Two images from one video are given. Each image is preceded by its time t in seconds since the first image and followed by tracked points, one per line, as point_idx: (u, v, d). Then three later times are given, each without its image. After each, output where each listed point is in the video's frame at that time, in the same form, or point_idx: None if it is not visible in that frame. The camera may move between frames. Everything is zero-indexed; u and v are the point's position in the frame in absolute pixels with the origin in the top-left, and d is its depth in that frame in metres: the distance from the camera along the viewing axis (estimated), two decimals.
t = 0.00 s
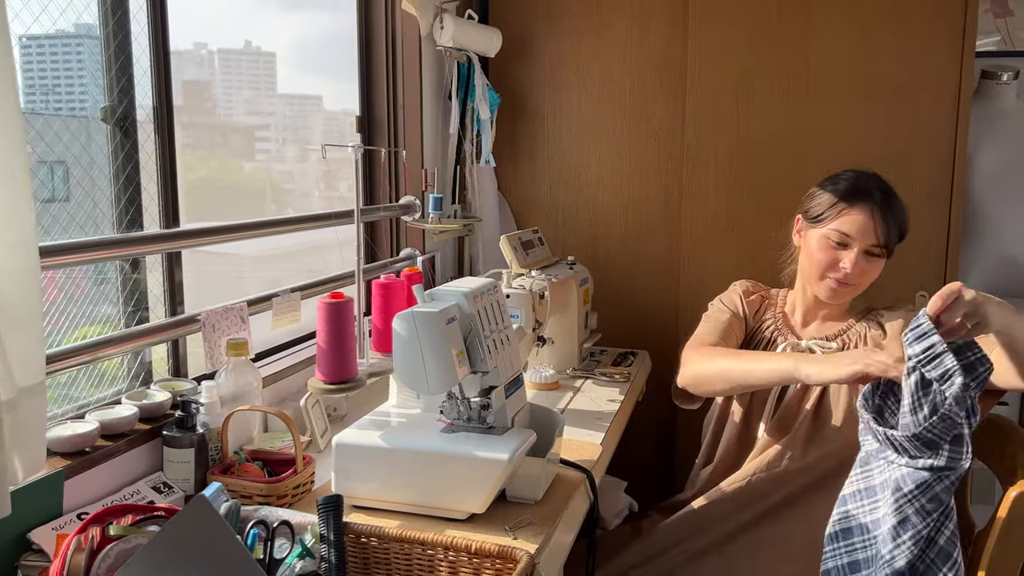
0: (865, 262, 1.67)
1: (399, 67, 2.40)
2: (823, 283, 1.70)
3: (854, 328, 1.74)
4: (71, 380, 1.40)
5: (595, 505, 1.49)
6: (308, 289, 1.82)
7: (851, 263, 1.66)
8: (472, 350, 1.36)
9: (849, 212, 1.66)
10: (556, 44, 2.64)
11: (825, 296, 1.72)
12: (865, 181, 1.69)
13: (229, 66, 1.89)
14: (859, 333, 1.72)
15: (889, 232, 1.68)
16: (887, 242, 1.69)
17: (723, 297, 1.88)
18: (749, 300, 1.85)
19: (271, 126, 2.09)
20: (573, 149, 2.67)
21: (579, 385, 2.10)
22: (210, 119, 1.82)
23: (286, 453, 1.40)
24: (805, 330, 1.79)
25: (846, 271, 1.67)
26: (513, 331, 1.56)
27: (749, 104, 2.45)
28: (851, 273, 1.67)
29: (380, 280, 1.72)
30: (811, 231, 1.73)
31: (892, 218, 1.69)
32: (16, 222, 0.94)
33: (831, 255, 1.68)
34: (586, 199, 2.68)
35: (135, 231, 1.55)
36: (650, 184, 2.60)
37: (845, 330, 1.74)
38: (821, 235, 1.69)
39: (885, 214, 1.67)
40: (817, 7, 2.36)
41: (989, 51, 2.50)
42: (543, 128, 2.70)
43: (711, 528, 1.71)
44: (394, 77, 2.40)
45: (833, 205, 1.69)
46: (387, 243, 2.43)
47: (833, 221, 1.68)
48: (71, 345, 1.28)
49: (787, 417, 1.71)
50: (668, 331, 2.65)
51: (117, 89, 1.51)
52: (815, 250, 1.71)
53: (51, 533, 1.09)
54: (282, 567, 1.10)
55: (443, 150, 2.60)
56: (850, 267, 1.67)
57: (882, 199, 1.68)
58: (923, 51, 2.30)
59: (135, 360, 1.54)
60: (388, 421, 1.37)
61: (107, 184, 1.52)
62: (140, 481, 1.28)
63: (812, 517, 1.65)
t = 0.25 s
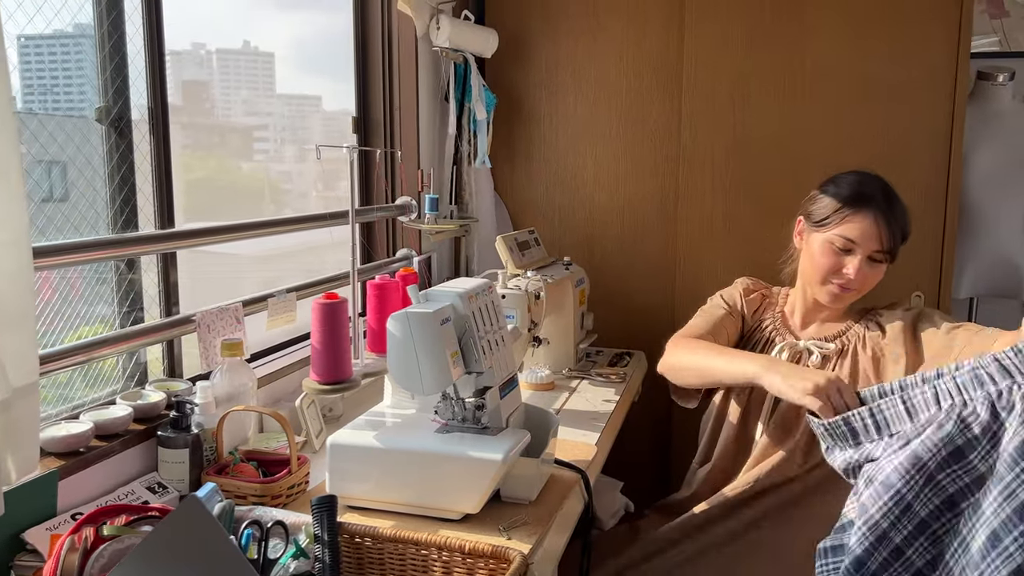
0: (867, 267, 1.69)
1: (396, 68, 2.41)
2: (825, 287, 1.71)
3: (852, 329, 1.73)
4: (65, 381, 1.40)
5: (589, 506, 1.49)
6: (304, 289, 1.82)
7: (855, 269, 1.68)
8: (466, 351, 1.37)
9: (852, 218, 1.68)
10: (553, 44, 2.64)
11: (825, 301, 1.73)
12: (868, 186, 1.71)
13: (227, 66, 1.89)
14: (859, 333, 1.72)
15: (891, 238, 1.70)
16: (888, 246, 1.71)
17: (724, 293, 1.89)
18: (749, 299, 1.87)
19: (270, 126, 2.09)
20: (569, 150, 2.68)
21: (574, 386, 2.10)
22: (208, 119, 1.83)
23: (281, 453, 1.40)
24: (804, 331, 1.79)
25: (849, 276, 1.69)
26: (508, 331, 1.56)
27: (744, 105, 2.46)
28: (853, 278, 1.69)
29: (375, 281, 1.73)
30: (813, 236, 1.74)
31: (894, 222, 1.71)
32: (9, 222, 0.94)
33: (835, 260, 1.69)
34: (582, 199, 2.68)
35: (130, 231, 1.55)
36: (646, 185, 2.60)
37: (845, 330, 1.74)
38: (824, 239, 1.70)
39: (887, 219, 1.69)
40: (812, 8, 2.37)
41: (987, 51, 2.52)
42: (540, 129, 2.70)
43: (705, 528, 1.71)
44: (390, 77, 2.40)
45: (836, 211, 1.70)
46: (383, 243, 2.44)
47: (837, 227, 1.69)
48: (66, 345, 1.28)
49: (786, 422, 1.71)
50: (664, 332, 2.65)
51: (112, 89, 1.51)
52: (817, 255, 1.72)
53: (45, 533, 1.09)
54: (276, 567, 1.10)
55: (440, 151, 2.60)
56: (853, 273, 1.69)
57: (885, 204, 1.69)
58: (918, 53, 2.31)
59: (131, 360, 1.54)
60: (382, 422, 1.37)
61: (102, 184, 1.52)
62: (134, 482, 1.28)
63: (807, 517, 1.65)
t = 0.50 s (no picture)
0: (867, 276, 1.67)
1: (392, 68, 2.41)
2: (824, 293, 1.71)
3: (852, 333, 1.73)
4: (62, 381, 1.41)
5: (585, 506, 1.50)
6: (301, 289, 1.83)
7: (855, 277, 1.66)
8: (462, 351, 1.37)
9: (854, 227, 1.66)
10: (549, 45, 2.64)
11: (825, 306, 1.73)
12: (873, 195, 1.68)
13: (225, 67, 1.90)
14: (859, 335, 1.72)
15: (894, 249, 1.68)
16: (890, 257, 1.69)
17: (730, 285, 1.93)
18: (754, 295, 1.91)
19: (268, 126, 2.09)
20: (565, 151, 2.68)
21: (571, 386, 2.11)
22: (205, 119, 1.83)
23: (277, 454, 1.40)
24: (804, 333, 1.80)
25: (848, 284, 1.67)
26: (504, 332, 1.56)
27: (740, 107, 2.46)
28: (852, 287, 1.67)
29: (371, 282, 1.73)
30: (815, 241, 1.72)
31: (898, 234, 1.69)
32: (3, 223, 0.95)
33: (835, 267, 1.68)
34: (579, 199, 2.69)
35: (126, 231, 1.55)
36: (642, 186, 2.61)
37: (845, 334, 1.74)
38: (825, 247, 1.69)
39: (890, 230, 1.67)
40: (807, 9, 2.38)
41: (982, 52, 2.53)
42: (536, 130, 2.70)
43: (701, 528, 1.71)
44: (387, 78, 2.41)
45: (839, 218, 1.69)
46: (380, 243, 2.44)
47: (839, 235, 1.68)
48: (62, 345, 1.29)
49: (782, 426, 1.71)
50: (660, 332, 2.66)
51: (108, 91, 1.51)
52: (818, 261, 1.71)
53: (41, 533, 1.09)
54: (271, 567, 1.11)
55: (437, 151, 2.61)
56: (853, 282, 1.67)
57: (888, 214, 1.67)
58: (914, 55, 2.31)
59: (127, 361, 1.54)
60: (378, 422, 1.38)
61: (98, 185, 1.52)
62: (130, 482, 1.28)
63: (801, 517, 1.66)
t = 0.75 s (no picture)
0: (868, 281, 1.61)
1: (389, 69, 2.41)
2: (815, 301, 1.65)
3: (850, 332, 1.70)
4: (58, 382, 1.41)
5: (580, 505, 1.50)
6: (298, 290, 1.83)
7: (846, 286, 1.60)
8: (457, 352, 1.38)
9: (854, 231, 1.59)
10: (546, 45, 2.65)
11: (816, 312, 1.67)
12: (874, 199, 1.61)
13: (224, 66, 1.90)
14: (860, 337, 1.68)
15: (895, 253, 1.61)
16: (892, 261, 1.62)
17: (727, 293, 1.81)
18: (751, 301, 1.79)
19: (267, 127, 2.10)
20: (562, 151, 2.69)
21: (567, 386, 2.11)
22: (203, 120, 1.83)
23: (273, 454, 1.41)
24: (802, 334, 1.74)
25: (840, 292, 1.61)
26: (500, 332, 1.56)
27: (736, 107, 2.47)
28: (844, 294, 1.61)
29: (367, 282, 1.74)
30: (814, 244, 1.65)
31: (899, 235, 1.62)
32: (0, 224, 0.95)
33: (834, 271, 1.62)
34: (576, 199, 2.69)
35: (123, 232, 1.55)
36: (639, 186, 2.61)
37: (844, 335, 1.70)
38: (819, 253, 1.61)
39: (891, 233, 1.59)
40: (804, 11, 2.38)
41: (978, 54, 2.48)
42: (533, 130, 2.71)
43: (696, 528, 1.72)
44: (384, 78, 2.41)
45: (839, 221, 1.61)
46: (377, 243, 2.45)
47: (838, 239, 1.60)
48: (58, 346, 1.29)
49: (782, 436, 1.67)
50: (657, 332, 2.66)
51: (105, 92, 1.51)
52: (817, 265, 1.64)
53: (37, 533, 1.10)
54: (267, 566, 1.12)
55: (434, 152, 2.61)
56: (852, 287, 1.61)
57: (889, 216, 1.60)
58: (910, 56, 2.32)
59: (123, 361, 1.55)
60: (374, 422, 1.38)
61: (95, 186, 1.52)
62: (127, 482, 1.29)
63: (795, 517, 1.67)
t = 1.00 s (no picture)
0: (863, 285, 1.64)
1: (386, 70, 2.41)
2: (817, 299, 1.67)
3: (844, 336, 1.72)
4: (52, 383, 1.41)
5: (575, 506, 1.51)
6: (294, 290, 1.83)
7: (849, 284, 1.62)
8: (451, 352, 1.38)
9: (850, 234, 1.62)
10: (543, 46, 2.65)
11: (815, 311, 1.69)
12: (872, 202, 1.64)
13: (223, 67, 1.91)
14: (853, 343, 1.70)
15: (890, 256, 1.65)
16: (887, 264, 1.65)
17: (717, 295, 1.85)
18: (740, 304, 1.82)
19: (266, 127, 2.10)
20: (559, 152, 2.69)
21: (563, 387, 2.12)
22: (202, 120, 1.84)
23: (268, 454, 1.41)
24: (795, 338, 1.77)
25: (842, 291, 1.64)
26: (495, 333, 1.57)
27: (733, 108, 2.47)
28: (847, 294, 1.63)
29: (362, 283, 1.74)
30: (811, 246, 1.68)
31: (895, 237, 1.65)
32: None
33: (830, 275, 1.64)
34: (572, 200, 2.70)
35: (118, 233, 1.55)
36: (636, 187, 2.62)
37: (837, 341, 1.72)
38: (822, 252, 1.64)
39: (887, 237, 1.63)
40: (800, 12, 2.39)
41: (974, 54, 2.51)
42: (530, 132, 2.71)
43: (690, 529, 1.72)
44: (381, 79, 2.41)
45: (837, 224, 1.64)
46: (374, 244, 2.45)
47: (835, 242, 1.63)
48: (53, 346, 1.29)
49: (776, 438, 1.68)
50: (653, 333, 2.67)
51: (100, 93, 1.52)
52: (813, 267, 1.67)
53: (32, 533, 1.10)
54: (261, 566, 1.12)
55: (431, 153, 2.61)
56: (847, 289, 1.63)
57: (885, 220, 1.64)
58: (906, 57, 2.32)
59: (118, 362, 1.55)
60: (369, 422, 1.38)
61: (90, 187, 1.52)
62: (121, 482, 1.29)
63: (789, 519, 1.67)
